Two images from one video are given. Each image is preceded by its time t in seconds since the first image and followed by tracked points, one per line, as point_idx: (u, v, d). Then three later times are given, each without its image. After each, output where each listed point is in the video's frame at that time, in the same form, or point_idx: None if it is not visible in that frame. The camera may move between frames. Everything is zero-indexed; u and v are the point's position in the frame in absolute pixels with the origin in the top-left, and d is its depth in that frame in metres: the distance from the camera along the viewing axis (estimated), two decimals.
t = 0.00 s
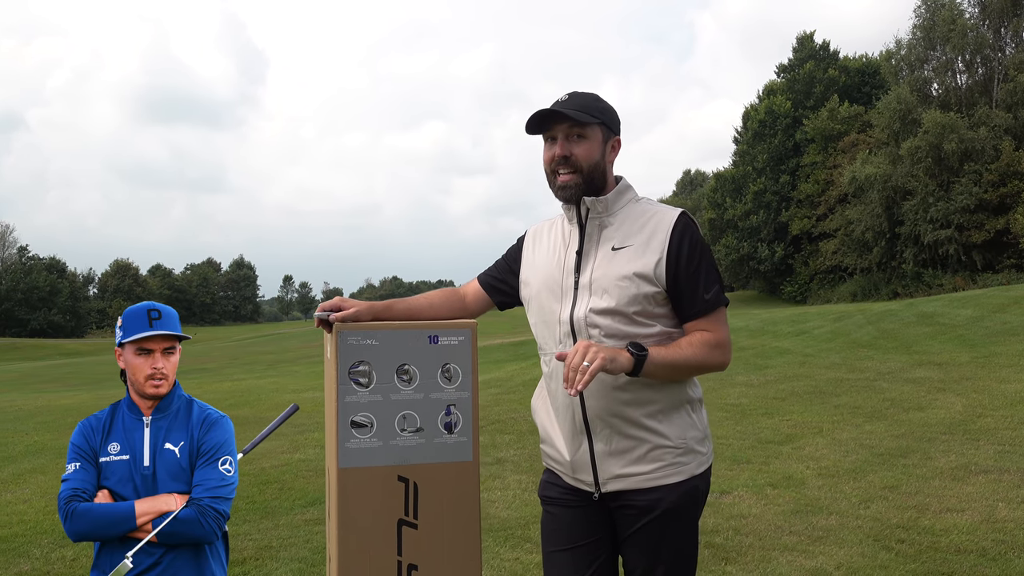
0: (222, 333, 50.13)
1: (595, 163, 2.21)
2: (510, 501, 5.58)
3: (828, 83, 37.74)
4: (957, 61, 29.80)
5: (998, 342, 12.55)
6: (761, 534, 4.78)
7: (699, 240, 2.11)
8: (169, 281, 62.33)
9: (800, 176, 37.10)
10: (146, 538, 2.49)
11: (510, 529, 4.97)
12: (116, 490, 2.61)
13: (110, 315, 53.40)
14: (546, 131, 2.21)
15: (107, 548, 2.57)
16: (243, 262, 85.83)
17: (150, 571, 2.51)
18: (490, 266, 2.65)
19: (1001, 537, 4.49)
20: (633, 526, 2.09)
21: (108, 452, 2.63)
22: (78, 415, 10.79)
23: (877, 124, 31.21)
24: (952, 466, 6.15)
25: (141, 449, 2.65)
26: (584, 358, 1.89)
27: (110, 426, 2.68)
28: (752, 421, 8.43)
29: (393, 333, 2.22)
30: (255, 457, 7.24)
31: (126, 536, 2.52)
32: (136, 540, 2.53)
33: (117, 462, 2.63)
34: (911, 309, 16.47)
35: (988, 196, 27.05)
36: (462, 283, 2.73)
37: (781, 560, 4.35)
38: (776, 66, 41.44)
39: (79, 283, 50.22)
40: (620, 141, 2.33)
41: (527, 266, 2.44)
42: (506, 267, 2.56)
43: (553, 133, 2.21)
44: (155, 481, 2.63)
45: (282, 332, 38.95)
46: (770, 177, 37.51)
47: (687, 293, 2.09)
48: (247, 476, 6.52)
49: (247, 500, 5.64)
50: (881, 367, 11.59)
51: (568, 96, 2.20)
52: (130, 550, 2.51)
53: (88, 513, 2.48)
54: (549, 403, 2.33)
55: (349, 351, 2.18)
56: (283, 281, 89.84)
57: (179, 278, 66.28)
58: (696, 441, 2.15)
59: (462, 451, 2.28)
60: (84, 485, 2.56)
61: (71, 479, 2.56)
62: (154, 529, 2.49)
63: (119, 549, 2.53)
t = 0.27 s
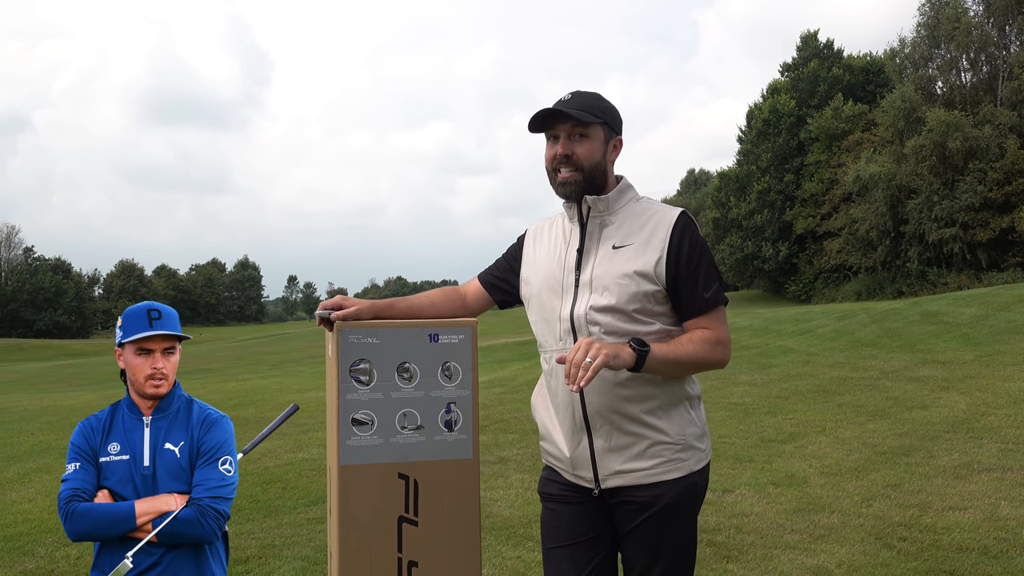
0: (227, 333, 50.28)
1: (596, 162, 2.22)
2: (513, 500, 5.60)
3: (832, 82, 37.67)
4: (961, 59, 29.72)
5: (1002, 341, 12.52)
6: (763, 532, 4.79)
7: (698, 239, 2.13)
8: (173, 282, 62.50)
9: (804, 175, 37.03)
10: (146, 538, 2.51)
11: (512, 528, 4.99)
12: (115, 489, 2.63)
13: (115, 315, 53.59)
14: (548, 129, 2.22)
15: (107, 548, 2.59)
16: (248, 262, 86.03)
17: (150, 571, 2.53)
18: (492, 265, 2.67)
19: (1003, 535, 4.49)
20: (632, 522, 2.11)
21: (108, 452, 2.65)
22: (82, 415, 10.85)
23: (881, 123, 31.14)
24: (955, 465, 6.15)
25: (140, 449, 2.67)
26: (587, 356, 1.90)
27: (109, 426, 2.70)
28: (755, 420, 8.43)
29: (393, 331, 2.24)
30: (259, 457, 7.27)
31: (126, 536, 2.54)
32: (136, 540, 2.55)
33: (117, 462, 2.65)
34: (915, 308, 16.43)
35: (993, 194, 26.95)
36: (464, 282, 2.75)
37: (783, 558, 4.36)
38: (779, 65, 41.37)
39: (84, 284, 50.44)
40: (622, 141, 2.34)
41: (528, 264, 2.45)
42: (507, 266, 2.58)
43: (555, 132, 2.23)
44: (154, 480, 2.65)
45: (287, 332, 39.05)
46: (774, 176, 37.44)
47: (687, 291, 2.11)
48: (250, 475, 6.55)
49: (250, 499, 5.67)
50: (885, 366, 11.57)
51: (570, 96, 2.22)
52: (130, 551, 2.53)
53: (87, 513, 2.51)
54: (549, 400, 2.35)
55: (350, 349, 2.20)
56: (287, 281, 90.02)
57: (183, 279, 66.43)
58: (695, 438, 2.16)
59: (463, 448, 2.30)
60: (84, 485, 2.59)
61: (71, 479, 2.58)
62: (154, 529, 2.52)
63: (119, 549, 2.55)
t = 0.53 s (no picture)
0: (234, 333, 50.47)
1: (586, 169, 2.23)
2: (517, 500, 5.63)
3: (838, 82, 37.56)
4: (968, 58, 29.59)
5: (1009, 342, 12.47)
6: (767, 532, 4.79)
7: (701, 240, 2.14)
8: (180, 282, 62.75)
9: (811, 175, 36.92)
10: (146, 538, 2.54)
11: (517, 527, 5.01)
12: (115, 489, 2.67)
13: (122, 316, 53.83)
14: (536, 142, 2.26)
15: (107, 547, 2.62)
16: (254, 263, 86.33)
17: (150, 571, 2.57)
18: (497, 265, 2.69)
19: (1008, 536, 4.49)
20: (633, 520, 2.13)
21: (109, 452, 2.68)
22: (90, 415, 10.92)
23: (888, 123, 31.05)
24: (960, 465, 6.14)
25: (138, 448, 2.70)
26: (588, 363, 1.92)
27: (109, 426, 2.74)
28: (760, 421, 8.43)
29: (398, 331, 2.27)
30: (264, 457, 7.32)
31: (126, 536, 2.57)
32: (136, 540, 2.58)
33: (117, 462, 2.69)
34: (922, 308, 16.37)
35: (1000, 194, 26.83)
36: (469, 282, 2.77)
37: (786, 558, 4.37)
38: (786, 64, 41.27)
39: (92, 284, 50.73)
40: (620, 137, 2.29)
41: (533, 264, 2.48)
42: (513, 266, 2.60)
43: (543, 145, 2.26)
44: (154, 479, 2.69)
45: (293, 333, 39.19)
46: (780, 176, 37.35)
47: (689, 291, 2.12)
48: (256, 475, 6.58)
49: (255, 499, 5.71)
50: (892, 366, 11.54)
51: (555, 107, 2.24)
52: (131, 550, 2.56)
53: (88, 513, 2.54)
54: (551, 397, 2.37)
55: (354, 349, 2.23)
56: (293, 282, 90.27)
57: (190, 279, 66.66)
58: (695, 436, 2.19)
59: (465, 448, 2.33)
60: (84, 485, 2.62)
61: (71, 478, 2.62)
62: (154, 528, 2.55)
63: (119, 548, 2.59)
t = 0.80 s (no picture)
0: (242, 335, 50.68)
1: (584, 177, 2.26)
2: (524, 501, 5.65)
3: (846, 83, 37.44)
4: (977, 59, 29.45)
5: (1019, 343, 12.41)
6: (775, 534, 4.80)
7: (707, 243, 2.16)
8: (189, 284, 63.06)
9: (818, 176, 36.81)
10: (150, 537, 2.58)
11: (524, 529, 5.03)
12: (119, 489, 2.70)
13: (131, 317, 54.12)
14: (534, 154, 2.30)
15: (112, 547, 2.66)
16: (262, 265, 86.68)
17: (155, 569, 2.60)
18: (505, 267, 2.72)
19: (1016, 537, 4.48)
20: (639, 518, 2.15)
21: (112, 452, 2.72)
22: (99, 416, 11.01)
23: (896, 123, 30.94)
24: (968, 467, 6.12)
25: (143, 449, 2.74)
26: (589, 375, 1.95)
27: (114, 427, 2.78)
28: (767, 422, 8.43)
29: (407, 333, 2.29)
30: (272, 458, 7.36)
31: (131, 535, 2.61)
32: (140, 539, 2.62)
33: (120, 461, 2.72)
34: (931, 309, 16.30)
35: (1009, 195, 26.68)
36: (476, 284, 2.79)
37: (793, 559, 4.38)
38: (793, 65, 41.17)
39: (101, 287, 51.07)
40: (619, 141, 2.30)
41: (541, 266, 2.50)
42: (520, 267, 2.62)
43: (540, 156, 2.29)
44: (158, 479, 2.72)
45: (301, 335, 39.30)
46: (788, 177, 37.26)
47: (694, 294, 2.14)
48: (264, 476, 6.63)
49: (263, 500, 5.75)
50: (900, 368, 11.50)
51: (550, 118, 2.26)
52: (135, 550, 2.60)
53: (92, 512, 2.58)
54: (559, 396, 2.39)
55: (363, 350, 2.25)
56: (301, 284, 90.58)
57: (198, 281, 66.96)
58: (702, 436, 2.20)
59: (474, 449, 2.35)
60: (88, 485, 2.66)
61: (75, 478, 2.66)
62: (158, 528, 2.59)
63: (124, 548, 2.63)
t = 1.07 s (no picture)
0: (248, 336, 50.89)
1: (602, 160, 2.28)
2: (529, 501, 5.66)
3: (852, 82, 37.33)
4: (983, 58, 29.31)
5: None
6: (780, 534, 4.80)
7: (709, 236, 2.16)
8: (195, 286, 63.30)
9: (824, 176, 36.72)
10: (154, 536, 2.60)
11: (529, 529, 5.05)
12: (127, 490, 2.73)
13: (138, 319, 54.34)
14: (552, 137, 2.33)
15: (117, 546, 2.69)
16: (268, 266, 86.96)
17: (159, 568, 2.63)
18: (512, 267, 2.73)
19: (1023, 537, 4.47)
20: (645, 514, 2.17)
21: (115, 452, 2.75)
22: (107, 417, 11.09)
23: (903, 123, 30.85)
24: (975, 466, 6.11)
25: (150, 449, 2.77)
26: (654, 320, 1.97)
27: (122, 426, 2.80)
28: (773, 422, 8.42)
29: (414, 333, 2.31)
30: (279, 458, 7.41)
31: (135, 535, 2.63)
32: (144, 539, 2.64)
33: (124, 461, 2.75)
34: (938, 309, 16.24)
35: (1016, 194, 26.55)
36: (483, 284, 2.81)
37: (799, 559, 4.38)
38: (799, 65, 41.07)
39: (108, 288, 51.32)
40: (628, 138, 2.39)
41: (548, 267, 2.52)
42: (528, 267, 2.63)
43: (559, 138, 2.32)
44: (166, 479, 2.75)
45: (307, 335, 39.40)
46: (794, 177, 37.17)
47: (699, 285, 2.12)
48: (271, 476, 6.67)
49: (270, 500, 5.78)
50: (906, 368, 11.47)
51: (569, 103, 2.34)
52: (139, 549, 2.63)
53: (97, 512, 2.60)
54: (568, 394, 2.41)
55: (371, 351, 2.27)
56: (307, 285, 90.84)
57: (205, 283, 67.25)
58: (707, 434, 2.21)
59: (480, 449, 2.37)
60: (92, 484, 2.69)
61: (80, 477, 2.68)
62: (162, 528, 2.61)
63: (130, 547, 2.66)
